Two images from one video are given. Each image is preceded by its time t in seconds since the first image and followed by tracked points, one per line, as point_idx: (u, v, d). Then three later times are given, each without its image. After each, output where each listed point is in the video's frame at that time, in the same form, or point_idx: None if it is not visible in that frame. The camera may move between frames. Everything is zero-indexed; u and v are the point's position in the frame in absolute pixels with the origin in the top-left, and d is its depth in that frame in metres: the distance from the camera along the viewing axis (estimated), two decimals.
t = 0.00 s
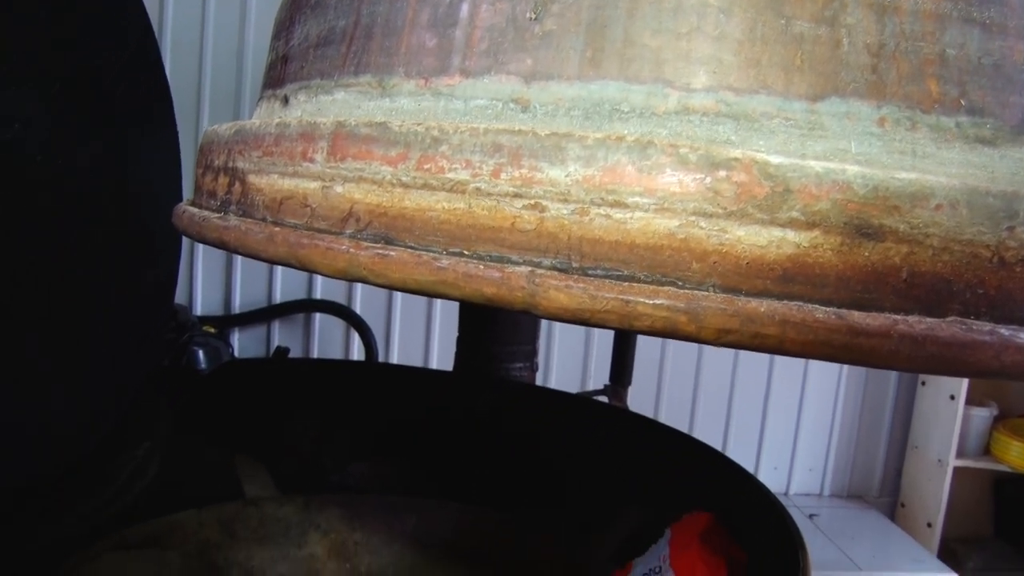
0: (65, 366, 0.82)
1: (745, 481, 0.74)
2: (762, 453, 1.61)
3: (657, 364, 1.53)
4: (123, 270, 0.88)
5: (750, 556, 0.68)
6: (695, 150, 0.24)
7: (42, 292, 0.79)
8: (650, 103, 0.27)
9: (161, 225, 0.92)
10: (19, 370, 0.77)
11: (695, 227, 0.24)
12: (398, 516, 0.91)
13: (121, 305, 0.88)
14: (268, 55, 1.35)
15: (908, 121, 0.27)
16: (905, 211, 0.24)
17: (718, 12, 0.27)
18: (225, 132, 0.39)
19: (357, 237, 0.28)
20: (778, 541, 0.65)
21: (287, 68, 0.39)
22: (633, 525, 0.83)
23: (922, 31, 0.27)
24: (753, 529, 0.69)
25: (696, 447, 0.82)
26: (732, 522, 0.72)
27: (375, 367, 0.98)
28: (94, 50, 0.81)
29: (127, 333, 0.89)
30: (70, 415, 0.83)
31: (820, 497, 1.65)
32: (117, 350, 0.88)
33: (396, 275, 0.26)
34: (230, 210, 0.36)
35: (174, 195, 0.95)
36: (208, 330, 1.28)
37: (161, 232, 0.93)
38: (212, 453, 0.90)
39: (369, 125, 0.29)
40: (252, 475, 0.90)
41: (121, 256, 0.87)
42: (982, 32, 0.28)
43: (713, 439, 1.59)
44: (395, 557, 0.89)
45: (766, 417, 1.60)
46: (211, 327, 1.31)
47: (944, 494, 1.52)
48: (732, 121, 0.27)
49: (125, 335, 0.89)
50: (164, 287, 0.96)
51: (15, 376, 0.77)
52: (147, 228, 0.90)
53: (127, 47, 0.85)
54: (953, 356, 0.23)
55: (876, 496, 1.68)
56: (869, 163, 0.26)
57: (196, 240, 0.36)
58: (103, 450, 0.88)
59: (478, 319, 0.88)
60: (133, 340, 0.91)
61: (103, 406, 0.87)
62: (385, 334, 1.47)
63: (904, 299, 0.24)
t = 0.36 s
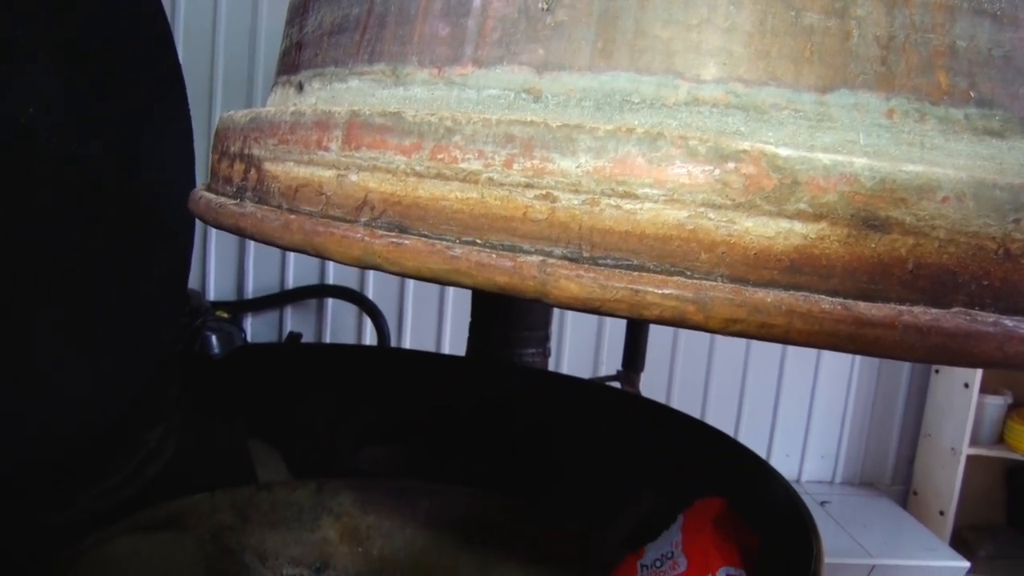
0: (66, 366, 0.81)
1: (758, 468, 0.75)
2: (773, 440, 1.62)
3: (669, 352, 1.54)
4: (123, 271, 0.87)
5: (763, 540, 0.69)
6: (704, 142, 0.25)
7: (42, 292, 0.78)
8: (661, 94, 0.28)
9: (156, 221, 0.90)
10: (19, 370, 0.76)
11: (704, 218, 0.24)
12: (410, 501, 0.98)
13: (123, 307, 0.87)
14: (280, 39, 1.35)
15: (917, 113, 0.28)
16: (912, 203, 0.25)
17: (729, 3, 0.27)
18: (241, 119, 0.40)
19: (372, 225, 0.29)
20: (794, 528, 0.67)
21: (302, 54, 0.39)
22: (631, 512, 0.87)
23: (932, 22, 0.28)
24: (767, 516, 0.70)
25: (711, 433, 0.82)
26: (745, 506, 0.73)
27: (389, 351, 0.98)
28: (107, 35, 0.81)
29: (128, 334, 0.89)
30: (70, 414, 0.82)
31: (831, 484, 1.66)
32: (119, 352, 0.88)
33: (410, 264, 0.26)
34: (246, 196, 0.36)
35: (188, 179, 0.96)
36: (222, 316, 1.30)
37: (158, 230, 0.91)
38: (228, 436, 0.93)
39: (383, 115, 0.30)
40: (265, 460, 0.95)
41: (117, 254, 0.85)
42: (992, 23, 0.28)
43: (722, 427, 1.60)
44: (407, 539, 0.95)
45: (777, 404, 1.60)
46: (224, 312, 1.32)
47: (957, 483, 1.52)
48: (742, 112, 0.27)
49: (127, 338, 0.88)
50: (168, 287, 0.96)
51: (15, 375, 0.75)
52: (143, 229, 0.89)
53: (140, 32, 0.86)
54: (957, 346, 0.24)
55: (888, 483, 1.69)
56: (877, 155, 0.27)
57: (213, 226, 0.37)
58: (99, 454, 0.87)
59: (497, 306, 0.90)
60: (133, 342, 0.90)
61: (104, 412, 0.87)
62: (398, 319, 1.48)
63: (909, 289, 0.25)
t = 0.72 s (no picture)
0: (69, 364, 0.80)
1: (772, 454, 0.75)
2: (785, 428, 1.61)
3: (682, 339, 1.54)
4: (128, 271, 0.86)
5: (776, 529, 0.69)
6: (726, 124, 0.24)
7: (42, 292, 0.76)
8: (681, 76, 0.27)
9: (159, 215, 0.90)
10: (19, 369, 0.74)
11: (726, 200, 0.24)
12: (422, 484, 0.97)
13: (123, 306, 0.86)
14: (293, 25, 1.35)
15: (942, 94, 0.27)
16: (937, 184, 0.24)
17: None
18: (257, 102, 0.40)
19: (389, 208, 0.29)
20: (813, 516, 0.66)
21: (317, 38, 0.39)
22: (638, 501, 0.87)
23: (958, 2, 0.27)
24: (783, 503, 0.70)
25: (722, 420, 0.82)
26: (758, 486, 0.74)
27: (402, 337, 1.00)
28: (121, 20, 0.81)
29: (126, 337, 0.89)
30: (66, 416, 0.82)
31: (843, 472, 1.66)
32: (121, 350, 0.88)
33: (429, 246, 0.26)
34: (262, 180, 0.36)
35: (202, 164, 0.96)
36: (234, 301, 1.30)
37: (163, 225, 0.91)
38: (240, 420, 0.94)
39: (400, 97, 0.29)
40: (278, 443, 0.94)
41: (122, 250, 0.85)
42: (1019, 3, 0.28)
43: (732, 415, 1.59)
44: (419, 523, 0.96)
45: (790, 391, 1.59)
46: (237, 298, 1.33)
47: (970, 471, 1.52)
48: (763, 94, 0.27)
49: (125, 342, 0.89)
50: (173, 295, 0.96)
51: (15, 375, 0.74)
52: (144, 229, 0.88)
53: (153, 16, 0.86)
54: (982, 331, 0.24)
55: (900, 471, 1.68)
56: (901, 137, 0.26)
57: (230, 210, 0.37)
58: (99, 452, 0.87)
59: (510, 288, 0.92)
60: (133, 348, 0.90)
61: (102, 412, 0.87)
62: (410, 305, 1.48)
63: (934, 273, 0.24)
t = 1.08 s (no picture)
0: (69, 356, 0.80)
1: (781, 441, 0.74)
2: (797, 415, 1.60)
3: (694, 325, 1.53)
4: (134, 262, 0.86)
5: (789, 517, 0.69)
6: (758, 93, 0.24)
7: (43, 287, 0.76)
8: (710, 46, 0.26)
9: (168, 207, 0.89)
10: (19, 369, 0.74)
11: (758, 171, 0.23)
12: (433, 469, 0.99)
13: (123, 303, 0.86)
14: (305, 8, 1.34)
15: (981, 65, 0.26)
16: (978, 155, 0.23)
17: None
18: (271, 80, 0.39)
19: (408, 182, 0.28)
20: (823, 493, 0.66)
21: (332, 14, 0.38)
22: (650, 492, 0.88)
23: None
24: (796, 484, 0.70)
25: (737, 407, 0.81)
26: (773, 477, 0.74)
27: (420, 322, 0.97)
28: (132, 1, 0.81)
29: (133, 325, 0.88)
30: (70, 409, 0.81)
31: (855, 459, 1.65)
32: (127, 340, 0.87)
33: (450, 219, 0.25)
34: (276, 158, 0.36)
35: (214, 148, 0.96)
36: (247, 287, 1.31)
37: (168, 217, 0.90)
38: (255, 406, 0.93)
39: (420, 69, 0.29)
40: (291, 427, 0.95)
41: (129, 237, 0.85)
42: None
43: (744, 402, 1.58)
44: (431, 509, 0.98)
45: (802, 378, 1.58)
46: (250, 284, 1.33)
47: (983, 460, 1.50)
48: (795, 64, 0.26)
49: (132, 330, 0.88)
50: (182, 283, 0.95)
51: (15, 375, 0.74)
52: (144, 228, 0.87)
53: None
54: None
55: (912, 459, 1.67)
56: (940, 108, 0.25)
57: (243, 189, 0.36)
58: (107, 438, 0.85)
59: (520, 277, 0.91)
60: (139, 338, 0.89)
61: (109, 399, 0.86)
62: (422, 290, 1.48)
63: (974, 248, 0.23)
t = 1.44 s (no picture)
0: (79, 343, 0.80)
1: (794, 431, 0.74)
2: (809, 404, 1.59)
3: (706, 313, 1.52)
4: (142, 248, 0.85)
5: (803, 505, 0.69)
6: (784, 67, 0.23)
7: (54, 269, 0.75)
8: (733, 21, 0.25)
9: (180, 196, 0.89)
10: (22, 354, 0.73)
11: (784, 147, 0.23)
12: (444, 455, 0.99)
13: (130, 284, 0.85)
14: None
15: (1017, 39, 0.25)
16: (1013, 131, 0.23)
17: None
18: (284, 61, 0.39)
19: (423, 161, 0.27)
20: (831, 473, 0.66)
21: None
22: (657, 485, 0.88)
23: None
24: (810, 472, 0.70)
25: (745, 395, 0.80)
26: (787, 468, 0.73)
27: (430, 310, 0.97)
28: None
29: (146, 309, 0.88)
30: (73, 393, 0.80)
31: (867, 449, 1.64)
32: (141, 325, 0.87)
33: (466, 198, 0.25)
34: (288, 139, 0.35)
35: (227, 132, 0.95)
36: (258, 274, 1.31)
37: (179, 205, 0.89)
38: (266, 391, 0.94)
39: (436, 46, 0.28)
40: (302, 414, 0.96)
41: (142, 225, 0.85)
42: None
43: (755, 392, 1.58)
44: (442, 495, 0.97)
45: (814, 367, 1.57)
46: (261, 271, 1.33)
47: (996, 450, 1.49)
48: (822, 39, 0.25)
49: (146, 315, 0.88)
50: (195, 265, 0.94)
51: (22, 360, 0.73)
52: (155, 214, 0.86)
53: None
54: None
55: (924, 449, 1.65)
56: (972, 84, 0.24)
57: (254, 172, 0.36)
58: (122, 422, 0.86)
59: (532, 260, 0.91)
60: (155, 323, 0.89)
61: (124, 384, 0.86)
62: (433, 277, 1.47)
63: (1009, 228, 0.22)
